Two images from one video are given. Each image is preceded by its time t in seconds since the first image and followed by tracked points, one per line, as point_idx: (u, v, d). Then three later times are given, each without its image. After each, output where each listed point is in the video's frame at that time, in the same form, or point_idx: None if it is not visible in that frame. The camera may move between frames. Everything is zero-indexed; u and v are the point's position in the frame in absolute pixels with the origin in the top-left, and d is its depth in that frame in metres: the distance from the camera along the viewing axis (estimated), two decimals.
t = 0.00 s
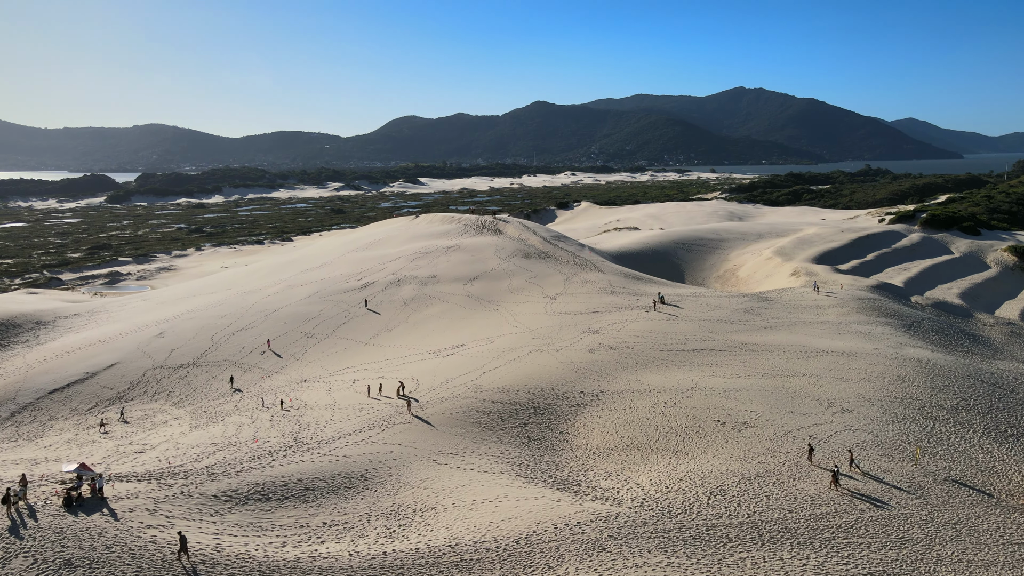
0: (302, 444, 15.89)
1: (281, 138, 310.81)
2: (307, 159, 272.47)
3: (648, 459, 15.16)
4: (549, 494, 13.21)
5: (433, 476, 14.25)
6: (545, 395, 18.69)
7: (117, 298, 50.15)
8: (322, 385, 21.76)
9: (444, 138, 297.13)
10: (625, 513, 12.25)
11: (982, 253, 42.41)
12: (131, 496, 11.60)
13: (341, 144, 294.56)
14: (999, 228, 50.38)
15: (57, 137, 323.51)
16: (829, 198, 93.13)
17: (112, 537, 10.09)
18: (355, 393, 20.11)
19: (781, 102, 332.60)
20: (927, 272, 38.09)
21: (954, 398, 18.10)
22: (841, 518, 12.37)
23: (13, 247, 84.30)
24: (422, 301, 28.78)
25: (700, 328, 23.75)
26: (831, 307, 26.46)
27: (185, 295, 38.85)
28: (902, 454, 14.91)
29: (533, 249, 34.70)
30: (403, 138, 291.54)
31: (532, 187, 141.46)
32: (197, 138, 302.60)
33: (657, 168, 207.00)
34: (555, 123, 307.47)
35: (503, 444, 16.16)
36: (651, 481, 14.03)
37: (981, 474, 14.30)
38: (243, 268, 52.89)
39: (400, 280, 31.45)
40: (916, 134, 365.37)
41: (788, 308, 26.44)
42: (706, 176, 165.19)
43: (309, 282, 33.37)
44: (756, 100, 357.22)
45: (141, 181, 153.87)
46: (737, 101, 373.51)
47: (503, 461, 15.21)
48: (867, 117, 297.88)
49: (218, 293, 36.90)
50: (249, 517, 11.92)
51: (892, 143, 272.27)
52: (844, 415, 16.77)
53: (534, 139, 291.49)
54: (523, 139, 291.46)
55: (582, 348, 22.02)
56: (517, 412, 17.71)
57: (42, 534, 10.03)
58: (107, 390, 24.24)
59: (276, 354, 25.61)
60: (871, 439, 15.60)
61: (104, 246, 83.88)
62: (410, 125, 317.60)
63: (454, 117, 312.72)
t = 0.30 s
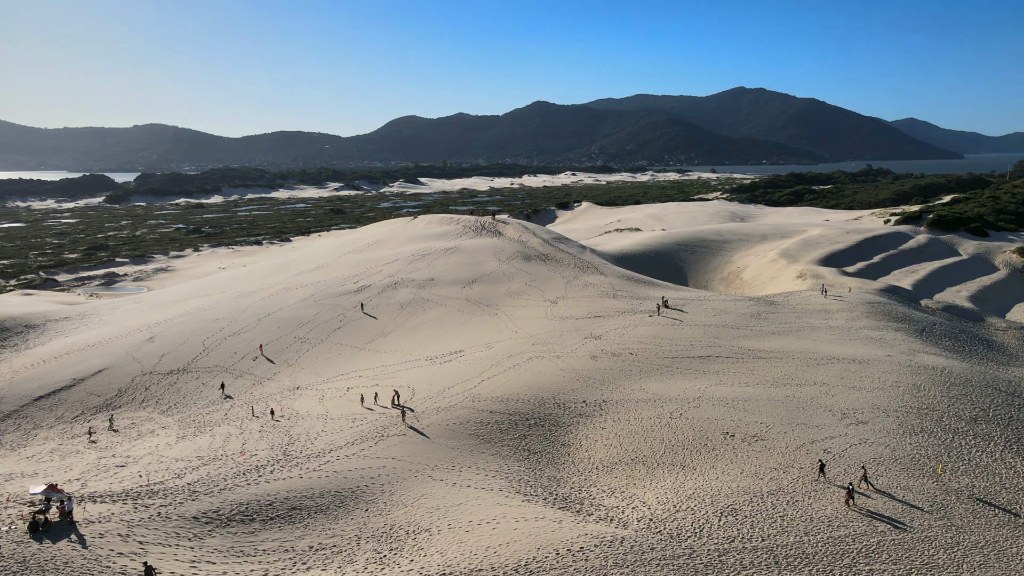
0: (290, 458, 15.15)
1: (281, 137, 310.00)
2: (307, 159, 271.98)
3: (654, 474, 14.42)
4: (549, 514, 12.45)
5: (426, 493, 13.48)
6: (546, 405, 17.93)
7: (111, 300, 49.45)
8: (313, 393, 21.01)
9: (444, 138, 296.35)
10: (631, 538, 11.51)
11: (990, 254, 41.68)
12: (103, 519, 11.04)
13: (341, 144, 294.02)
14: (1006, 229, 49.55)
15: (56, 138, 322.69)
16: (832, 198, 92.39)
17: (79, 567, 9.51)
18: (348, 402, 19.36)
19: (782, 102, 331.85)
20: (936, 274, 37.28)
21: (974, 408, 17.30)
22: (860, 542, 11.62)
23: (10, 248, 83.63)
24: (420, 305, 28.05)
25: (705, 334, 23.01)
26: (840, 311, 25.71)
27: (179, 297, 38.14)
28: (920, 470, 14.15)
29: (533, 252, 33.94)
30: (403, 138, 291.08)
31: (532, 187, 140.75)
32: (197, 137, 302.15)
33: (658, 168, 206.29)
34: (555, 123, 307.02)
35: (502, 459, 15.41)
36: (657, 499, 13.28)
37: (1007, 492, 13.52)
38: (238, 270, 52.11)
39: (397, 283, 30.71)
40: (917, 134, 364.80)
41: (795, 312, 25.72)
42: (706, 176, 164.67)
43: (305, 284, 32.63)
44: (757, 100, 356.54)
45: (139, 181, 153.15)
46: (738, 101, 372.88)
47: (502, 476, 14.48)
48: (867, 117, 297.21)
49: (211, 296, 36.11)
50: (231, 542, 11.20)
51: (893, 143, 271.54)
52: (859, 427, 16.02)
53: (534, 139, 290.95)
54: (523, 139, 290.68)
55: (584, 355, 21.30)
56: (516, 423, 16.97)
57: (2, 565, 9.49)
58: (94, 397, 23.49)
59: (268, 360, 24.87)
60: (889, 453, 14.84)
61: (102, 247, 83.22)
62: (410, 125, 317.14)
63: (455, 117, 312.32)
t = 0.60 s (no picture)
0: (278, 473, 14.43)
1: (280, 137, 309.25)
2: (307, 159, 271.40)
3: (661, 491, 13.67)
4: (551, 537, 11.70)
5: (421, 513, 12.74)
6: (547, 415, 17.19)
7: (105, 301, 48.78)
8: (306, 402, 20.27)
9: (444, 138, 295.54)
10: (638, 565, 10.76)
11: (999, 256, 40.89)
12: (73, 547, 10.67)
13: (341, 144, 293.39)
14: (1014, 230, 48.71)
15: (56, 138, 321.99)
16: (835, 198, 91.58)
17: None
18: (341, 412, 18.61)
19: (782, 102, 331.07)
20: (945, 277, 36.50)
21: (995, 419, 16.52)
22: (881, 568, 10.90)
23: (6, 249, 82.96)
24: (417, 309, 27.31)
25: (712, 340, 22.25)
26: (849, 316, 24.94)
27: (173, 300, 37.41)
28: (942, 488, 13.40)
29: (533, 254, 33.19)
30: (403, 138, 290.46)
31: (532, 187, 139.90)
32: (196, 137, 301.54)
33: (658, 168, 205.54)
34: (556, 123, 306.41)
35: (501, 474, 14.66)
36: (664, 519, 12.56)
37: None
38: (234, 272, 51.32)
39: (394, 286, 29.94)
40: (918, 134, 364.09)
41: (804, 317, 24.96)
42: (707, 176, 163.97)
43: (300, 287, 31.89)
44: (757, 100, 355.84)
45: (138, 181, 152.31)
46: (737, 102, 372.62)
47: (501, 493, 13.74)
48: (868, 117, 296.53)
49: (204, 299, 35.35)
50: (209, 572, 10.55)
51: (894, 143, 270.86)
52: (876, 441, 15.25)
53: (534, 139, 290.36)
54: (524, 139, 289.89)
55: (586, 362, 20.56)
56: (516, 435, 16.21)
57: None
58: (80, 405, 22.75)
59: (260, 366, 24.12)
60: (908, 469, 14.10)
61: (99, 248, 82.48)
62: (410, 125, 316.57)
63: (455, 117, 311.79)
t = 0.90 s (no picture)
0: (265, 492, 13.68)
1: (280, 137, 308.42)
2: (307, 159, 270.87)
3: (670, 512, 12.91)
4: (553, 565, 10.94)
5: (414, 536, 12.00)
6: (549, 428, 16.41)
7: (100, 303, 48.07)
8: (298, 412, 19.51)
9: (444, 138, 294.77)
10: None
11: (1009, 258, 40.08)
12: None
13: (341, 144, 292.88)
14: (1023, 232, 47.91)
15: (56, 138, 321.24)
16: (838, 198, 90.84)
17: None
18: (334, 423, 17.84)
19: (783, 102, 330.46)
20: (955, 280, 35.73)
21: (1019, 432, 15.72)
22: None
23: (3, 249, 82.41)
24: (415, 314, 26.55)
25: (719, 347, 21.49)
26: (860, 321, 24.17)
27: (166, 303, 36.62)
28: (967, 509, 12.64)
29: (534, 256, 32.42)
30: (403, 138, 289.91)
31: (533, 187, 139.11)
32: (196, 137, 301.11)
33: (659, 168, 204.72)
34: (556, 123, 305.90)
35: (501, 492, 13.89)
36: (673, 543, 11.81)
37: None
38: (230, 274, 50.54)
39: (390, 290, 29.16)
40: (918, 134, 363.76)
41: (813, 323, 24.19)
42: (708, 176, 163.37)
43: (295, 291, 31.14)
44: (758, 99, 355.22)
45: (137, 181, 151.29)
46: (738, 102, 372.05)
47: (500, 514, 12.97)
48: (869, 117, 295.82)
49: (197, 302, 34.56)
50: None
51: (895, 143, 270.22)
52: (896, 457, 14.47)
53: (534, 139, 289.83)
54: (524, 139, 289.15)
55: (589, 370, 19.80)
56: (517, 449, 15.46)
57: None
58: (65, 413, 21.96)
59: (252, 373, 23.34)
60: (931, 488, 13.34)
61: (96, 248, 81.72)
62: (410, 125, 316.04)
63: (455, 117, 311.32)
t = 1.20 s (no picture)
0: (251, 512, 12.98)
1: (280, 137, 307.60)
2: (307, 159, 270.30)
3: (679, 533, 12.17)
4: None
5: (407, 561, 11.27)
6: (551, 441, 15.63)
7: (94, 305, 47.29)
8: (290, 422, 18.73)
9: (444, 138, 293.95)
10: None
11: (1020, 261, 39.24)
12: None
13: (341, 144, 292.23)
14: None
15: (56, 138, 320.39)
16: (841, 199, 90.04)
17: None
18: (326, 435, 17.05)
19: (784, 102, 329.71)
20: (966, 282, 34.92)
21: None
22: None
23: None
24: (412, 318, 25.80)
25: (727, 353, 20.71)
26: (872, 326, 23.39)
27: (160, 306, 35.83)
28: (996, 531, 11.88)
29: (535, 258, 31.68)
30: (403, 138, 289.30)
31: (533, 187, 138.24)
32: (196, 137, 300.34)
33: (660, 168, 204.11)
34: (556, 123, 305.35)
35: (501, 511, 13.12)
36: (684, 569, 11.06)
37: None
38: (226, 276, 49.73)
39: (387, 293, 28.39)
40: (919, 134, 363.21)
41: (823, 328, 23.42)
42: (709, 176, 162.69)
43: (290, 294, 30.38)
44: (759, 99, 354.47)
45: (136, 181, 150.36)
46: (739, 102, 371.18)
47: (500, 535, 12.22)
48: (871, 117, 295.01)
49: (191, 305, 33.79)
50: None
51: (896, 143, 269.54)
52: (919, 473, 13.70)
53: (535, 139, 289.22)
54: (525, 139, 288.28)
55: (593, 378, 19.03)
56: (518, 463, 14.70)
57: None
58: (50, 422, 21.19)
59: (244, 380, 22.58)
60: (957, 507, 12.57)
61: (94, 249, 80.96)
62: (411, 125, 315.44)
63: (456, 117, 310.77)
